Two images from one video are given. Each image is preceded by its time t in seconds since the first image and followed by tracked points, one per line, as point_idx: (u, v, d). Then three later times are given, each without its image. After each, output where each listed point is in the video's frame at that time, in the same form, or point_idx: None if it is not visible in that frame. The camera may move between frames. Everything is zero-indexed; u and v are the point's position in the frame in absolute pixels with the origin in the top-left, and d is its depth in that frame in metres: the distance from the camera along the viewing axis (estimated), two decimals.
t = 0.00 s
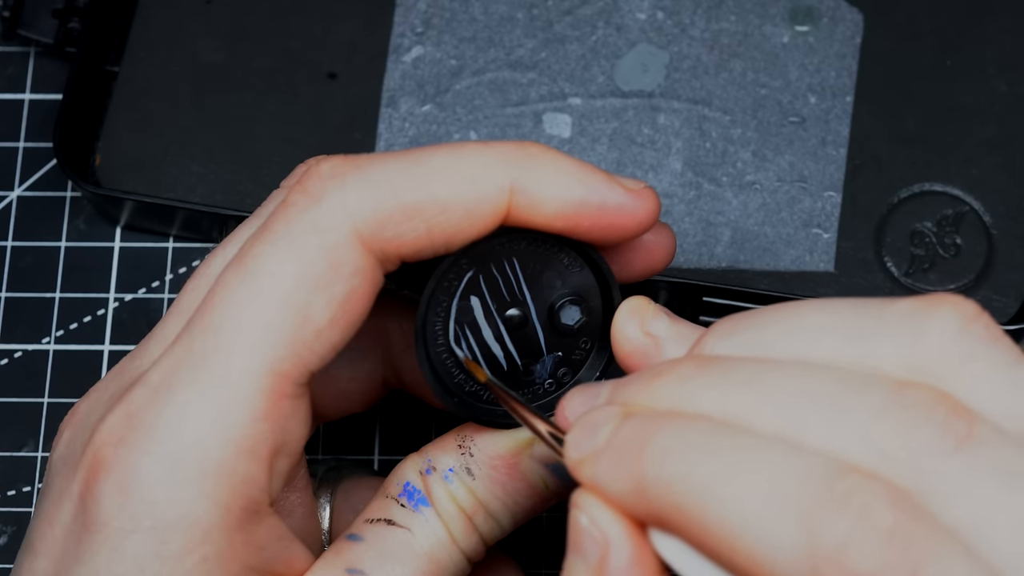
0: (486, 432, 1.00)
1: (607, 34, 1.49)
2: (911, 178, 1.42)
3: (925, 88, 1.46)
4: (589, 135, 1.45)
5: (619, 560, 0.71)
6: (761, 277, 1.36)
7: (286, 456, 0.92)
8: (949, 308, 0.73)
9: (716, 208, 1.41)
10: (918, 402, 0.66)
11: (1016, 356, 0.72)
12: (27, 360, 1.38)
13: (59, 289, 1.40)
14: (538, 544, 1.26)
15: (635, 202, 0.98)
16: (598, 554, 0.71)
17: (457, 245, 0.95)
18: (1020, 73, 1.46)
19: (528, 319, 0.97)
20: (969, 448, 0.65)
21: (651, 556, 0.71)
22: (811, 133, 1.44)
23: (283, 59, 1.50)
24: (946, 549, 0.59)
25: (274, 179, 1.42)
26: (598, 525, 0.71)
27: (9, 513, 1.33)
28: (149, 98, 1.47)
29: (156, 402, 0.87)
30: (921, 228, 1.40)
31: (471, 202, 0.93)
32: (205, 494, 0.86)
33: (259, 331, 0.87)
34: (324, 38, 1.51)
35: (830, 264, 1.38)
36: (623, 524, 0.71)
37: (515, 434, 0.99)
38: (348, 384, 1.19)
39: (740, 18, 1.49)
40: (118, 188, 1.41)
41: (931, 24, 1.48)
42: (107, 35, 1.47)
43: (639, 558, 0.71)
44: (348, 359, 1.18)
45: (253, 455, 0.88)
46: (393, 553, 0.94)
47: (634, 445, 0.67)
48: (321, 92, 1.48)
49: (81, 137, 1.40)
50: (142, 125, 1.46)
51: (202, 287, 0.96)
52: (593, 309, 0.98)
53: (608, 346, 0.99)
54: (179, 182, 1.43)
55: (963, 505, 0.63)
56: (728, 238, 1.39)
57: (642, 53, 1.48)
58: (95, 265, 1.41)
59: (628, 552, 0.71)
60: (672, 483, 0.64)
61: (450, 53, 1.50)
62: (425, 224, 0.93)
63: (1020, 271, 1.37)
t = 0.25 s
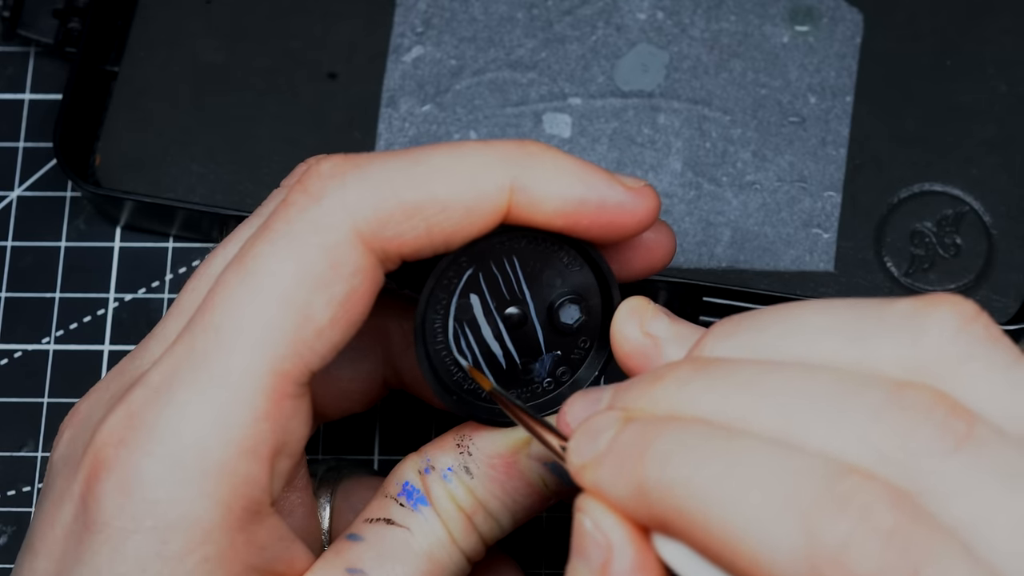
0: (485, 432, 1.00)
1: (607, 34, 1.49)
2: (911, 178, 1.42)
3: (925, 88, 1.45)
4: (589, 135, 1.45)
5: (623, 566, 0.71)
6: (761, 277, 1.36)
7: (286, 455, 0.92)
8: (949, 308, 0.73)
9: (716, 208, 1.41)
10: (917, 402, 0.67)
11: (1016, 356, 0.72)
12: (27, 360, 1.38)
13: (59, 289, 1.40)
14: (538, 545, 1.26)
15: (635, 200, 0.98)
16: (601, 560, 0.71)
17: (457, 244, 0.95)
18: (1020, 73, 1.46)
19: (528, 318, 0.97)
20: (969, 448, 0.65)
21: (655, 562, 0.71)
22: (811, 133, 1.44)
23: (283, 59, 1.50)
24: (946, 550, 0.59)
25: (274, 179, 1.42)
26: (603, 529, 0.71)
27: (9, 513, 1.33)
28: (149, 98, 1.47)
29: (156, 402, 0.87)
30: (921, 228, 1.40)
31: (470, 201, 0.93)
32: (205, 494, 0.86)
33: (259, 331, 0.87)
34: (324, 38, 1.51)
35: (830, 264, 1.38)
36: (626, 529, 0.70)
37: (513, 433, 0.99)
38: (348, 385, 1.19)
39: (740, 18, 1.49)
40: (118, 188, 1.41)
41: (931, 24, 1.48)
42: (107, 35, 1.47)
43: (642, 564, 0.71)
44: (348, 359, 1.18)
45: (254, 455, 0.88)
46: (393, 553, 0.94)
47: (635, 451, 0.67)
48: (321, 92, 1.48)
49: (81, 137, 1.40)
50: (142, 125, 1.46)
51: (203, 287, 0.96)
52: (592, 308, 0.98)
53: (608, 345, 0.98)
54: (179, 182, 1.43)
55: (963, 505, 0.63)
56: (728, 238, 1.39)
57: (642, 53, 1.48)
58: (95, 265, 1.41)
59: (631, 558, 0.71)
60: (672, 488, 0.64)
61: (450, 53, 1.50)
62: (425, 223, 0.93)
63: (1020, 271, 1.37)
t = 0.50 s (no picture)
0: (485, 432, 1.00)
1: (607, 34, 1.49)
2: (911, 178, 1.42)
3: (925, 88, 1.46)
4: (589, 135, 1.45)
5: None
6: (761, 277, 1.36)
7: (288, 456, 0.92)
8: (954, 309, 0.73)
9: (716, 208, 1.41)
10: (924, 402, 0.67)
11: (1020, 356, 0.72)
12: (27, 360, 1.38)
13: (59, 289, 1.40)
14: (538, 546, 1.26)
15: (635, 201, 0.98)
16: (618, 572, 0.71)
17: (458, 245, 0.95)
18: (1020, 73, 1.46)
19: (529, 319, 0.96)
20: (976, 446, 0.65)
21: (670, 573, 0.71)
22: (811, 133, 1.44)
23: (283, 59, 1.50)
24: (952, 549, 0.59)
25: (275, 180, 1.42)
26: (618, 537, 0.71)
27: (9, 513, 1.33)
28: (149, 98, 1.47)
29: (157, 402, 0.87)
30: (921, 228, 1.40)
31: (471, 202, 0.93)
32: (206, 495, 0.86)
33: (260, 332, 0.87)
34: (324, 38, 1.51)
35: (830, 264, 1.38)
36: (640, 539, 0.70)
37: (514, 434, 0.98)
38: (349, 385, 1.19)
39: (740, 18, 1.49)
40: (118, 188, 1.41)
41: (931, 24, 1.48)
42: (107, 35, 1.47)
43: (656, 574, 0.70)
44: (348, 360, 1.18)
45: (255, 456, 0.87)
46: (393, 554, 0.94)
47: (642, 458, 0.68)
48: (321, 92, 1.48)
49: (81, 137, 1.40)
50: (142, 125, 1.46)
51: (204, 287, 0.96)
52: (593, 309, 0.98)
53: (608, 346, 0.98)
54: (179, 182, 1.43)
55: (969, 504, 0.63)
56: (728, 238, 1.39)
57: (642, 53, 1.48)
58: (95, 265, 1.41)
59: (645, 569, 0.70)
60: (681, 494, 0.64)
61: (450, 53, 1.50)
62: (426, 224, 0.94)
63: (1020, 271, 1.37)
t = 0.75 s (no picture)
0: (484, 433, 0.98)
1: (607, 34, 1.49)
2: (911, 178, 1.42)
3: (925, 88, 1.45)
4: (589, 135, 1.45)
5: None
6: (761, 277, 1.36)
7: (290, 458, 0.92)
8: None
9: (715, 208, 1.41)
10: None
11: None
12: (27, 360, 1.38)
13: (59, 289, 1.40)
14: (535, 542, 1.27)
15: (639, 202, 1.00)
16: None
17: (462, 245, 0.96)
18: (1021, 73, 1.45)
19: (531, 320, 0.95)
20: None
21: None
22: (811, 133, 1.44)
23: (282, 59, 1.50)
24: None
25: (274, 180, 1.42)
26: None
27: (9, 513, 1.33)
28: (149, 98, 1.47)
29: (161, 402, 0.88)
30: (921, 228, 1.40)
31: (475, 203, 0.95)
32: (208, 496, 0.87)
33: (264, 333, 0.89)
34: (324, 38, 1.51)
35: (830, 264, 1.38)
36: None
37: (513, 435, 0.97)
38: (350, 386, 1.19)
39: (740, 18, 1.49)
40: (118, 188, 1.41)
41: (931, 24, 1.48)
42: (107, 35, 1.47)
43: None
44: (350, 361, 1.19)
45: (257, 457, 0.88)
46: (392, 555, 0.94)
47: (898, 490, 0.65)
48: (321, 92, 1.48)
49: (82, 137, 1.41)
50: (142, 125, 1.46)
51: (206, 288, 0.97)
52: (596, 311, 0.96)
53: (610, 349, 0.97)
54: (179, 182, 1.43)
55: None
56: (728, 238, 1.39)
57: (642, 53, 1.48)
58: (95, 265, 1.41)
59: None
60: (957, 524, 0.62)
61: (450, 54, 1.50)
62: (430, 225, 0.95)
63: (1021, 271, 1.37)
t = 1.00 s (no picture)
0: (485, 432, 0.98)
1: (607, 34, 1.50)
2: (911, 179, 1.42)
3: (925, 87, 1.45)
4: (589, 135, 1.45)
5: None
6: (761, 277, 1.37)
7: (292, 460, 0.92)
8: None
9: (716, 207, 1.41)
10: None
11: None
12: (27, 360, 1.38)
13: (59, 289, 1.40)
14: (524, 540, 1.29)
15: (642, 206, 1.00)
16: None
17: (465, 248, 0.95)
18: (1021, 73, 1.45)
19: (532, 320, 0.95)
20: None
21: None
22: (811, 133, 1.44)
23: (282, 59, 1.50)
24: None
25: (275, 180, 1.42)
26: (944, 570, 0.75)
27: (9, 513, 1.33)
28: (149, 98, 1.47)
29: (162, 404, 0.89)
30: (921, 228, 1.40)
31: (478, 205, 0.94)
32: (210, 498, 0.87)
33: (266, 334, 0.89)
34: (324, 38, 1.50)
35: (830, 264, 1.38)
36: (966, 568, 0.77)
37: (513, 435, 0.97)
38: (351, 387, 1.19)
39: (741, 18, 1.50)
40: (118, 188, 1.41)
41: (931, 24, 1.48)
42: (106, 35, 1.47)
43: None
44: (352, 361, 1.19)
45: (259, 459, 0.88)
46: (393, 556, 0.94)
47: (946, 468, 0.80)
48: (321, 92, 1.48)
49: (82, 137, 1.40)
50: (142, 125, 1.46)
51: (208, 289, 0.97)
52: (597, 312, 0.97)
53: (611, 349, 0.97)
54: (179, 182, 1.43)
55: None
56: (728, 238, 1.39)
57: (642, 53, 1.48)
58: (95, 265, 1.41)
59: None
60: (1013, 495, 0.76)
61: (450, 54, 1.50)
62: (432, 227, 0.95)
63: (1021, 271, 1.37)
